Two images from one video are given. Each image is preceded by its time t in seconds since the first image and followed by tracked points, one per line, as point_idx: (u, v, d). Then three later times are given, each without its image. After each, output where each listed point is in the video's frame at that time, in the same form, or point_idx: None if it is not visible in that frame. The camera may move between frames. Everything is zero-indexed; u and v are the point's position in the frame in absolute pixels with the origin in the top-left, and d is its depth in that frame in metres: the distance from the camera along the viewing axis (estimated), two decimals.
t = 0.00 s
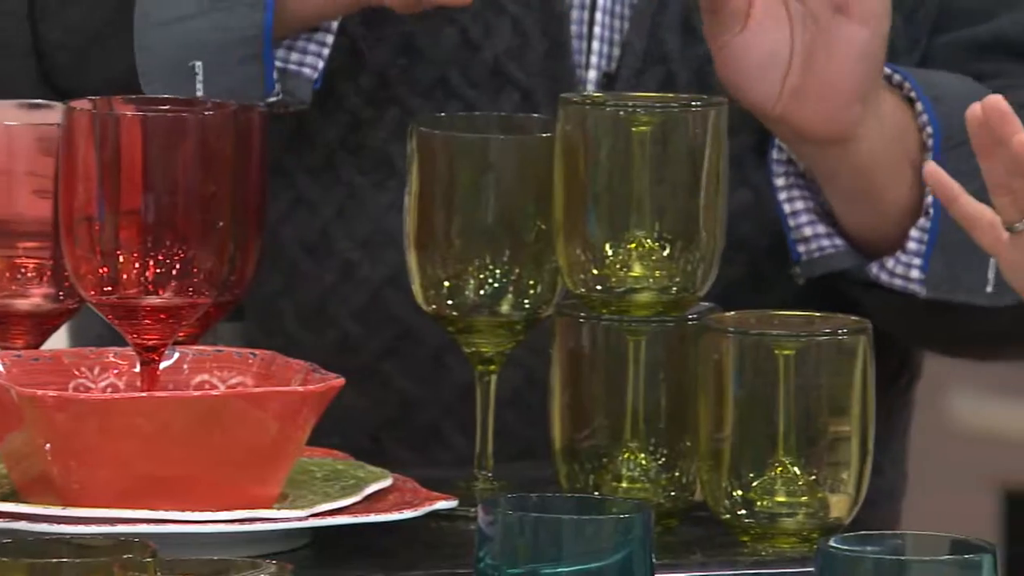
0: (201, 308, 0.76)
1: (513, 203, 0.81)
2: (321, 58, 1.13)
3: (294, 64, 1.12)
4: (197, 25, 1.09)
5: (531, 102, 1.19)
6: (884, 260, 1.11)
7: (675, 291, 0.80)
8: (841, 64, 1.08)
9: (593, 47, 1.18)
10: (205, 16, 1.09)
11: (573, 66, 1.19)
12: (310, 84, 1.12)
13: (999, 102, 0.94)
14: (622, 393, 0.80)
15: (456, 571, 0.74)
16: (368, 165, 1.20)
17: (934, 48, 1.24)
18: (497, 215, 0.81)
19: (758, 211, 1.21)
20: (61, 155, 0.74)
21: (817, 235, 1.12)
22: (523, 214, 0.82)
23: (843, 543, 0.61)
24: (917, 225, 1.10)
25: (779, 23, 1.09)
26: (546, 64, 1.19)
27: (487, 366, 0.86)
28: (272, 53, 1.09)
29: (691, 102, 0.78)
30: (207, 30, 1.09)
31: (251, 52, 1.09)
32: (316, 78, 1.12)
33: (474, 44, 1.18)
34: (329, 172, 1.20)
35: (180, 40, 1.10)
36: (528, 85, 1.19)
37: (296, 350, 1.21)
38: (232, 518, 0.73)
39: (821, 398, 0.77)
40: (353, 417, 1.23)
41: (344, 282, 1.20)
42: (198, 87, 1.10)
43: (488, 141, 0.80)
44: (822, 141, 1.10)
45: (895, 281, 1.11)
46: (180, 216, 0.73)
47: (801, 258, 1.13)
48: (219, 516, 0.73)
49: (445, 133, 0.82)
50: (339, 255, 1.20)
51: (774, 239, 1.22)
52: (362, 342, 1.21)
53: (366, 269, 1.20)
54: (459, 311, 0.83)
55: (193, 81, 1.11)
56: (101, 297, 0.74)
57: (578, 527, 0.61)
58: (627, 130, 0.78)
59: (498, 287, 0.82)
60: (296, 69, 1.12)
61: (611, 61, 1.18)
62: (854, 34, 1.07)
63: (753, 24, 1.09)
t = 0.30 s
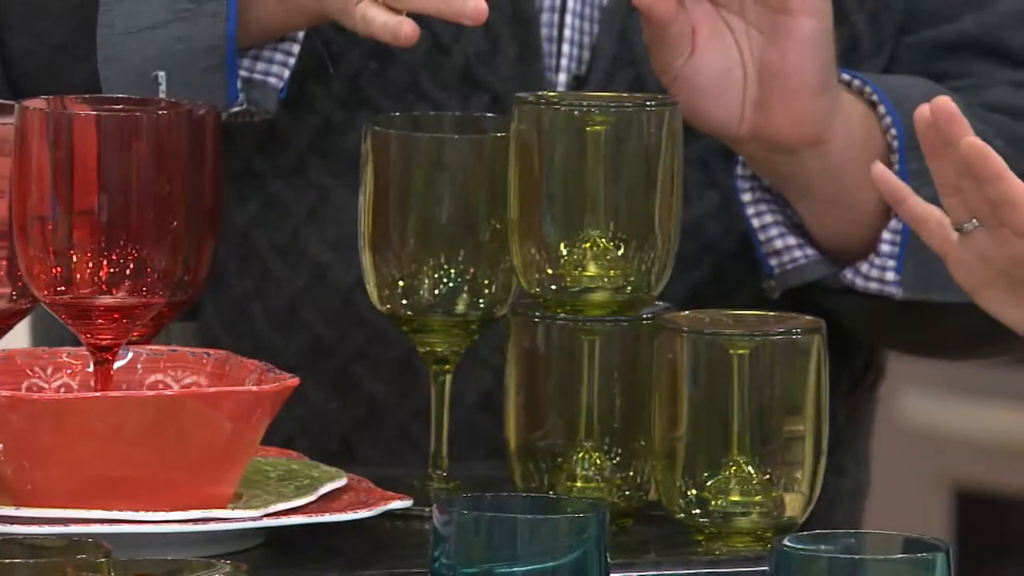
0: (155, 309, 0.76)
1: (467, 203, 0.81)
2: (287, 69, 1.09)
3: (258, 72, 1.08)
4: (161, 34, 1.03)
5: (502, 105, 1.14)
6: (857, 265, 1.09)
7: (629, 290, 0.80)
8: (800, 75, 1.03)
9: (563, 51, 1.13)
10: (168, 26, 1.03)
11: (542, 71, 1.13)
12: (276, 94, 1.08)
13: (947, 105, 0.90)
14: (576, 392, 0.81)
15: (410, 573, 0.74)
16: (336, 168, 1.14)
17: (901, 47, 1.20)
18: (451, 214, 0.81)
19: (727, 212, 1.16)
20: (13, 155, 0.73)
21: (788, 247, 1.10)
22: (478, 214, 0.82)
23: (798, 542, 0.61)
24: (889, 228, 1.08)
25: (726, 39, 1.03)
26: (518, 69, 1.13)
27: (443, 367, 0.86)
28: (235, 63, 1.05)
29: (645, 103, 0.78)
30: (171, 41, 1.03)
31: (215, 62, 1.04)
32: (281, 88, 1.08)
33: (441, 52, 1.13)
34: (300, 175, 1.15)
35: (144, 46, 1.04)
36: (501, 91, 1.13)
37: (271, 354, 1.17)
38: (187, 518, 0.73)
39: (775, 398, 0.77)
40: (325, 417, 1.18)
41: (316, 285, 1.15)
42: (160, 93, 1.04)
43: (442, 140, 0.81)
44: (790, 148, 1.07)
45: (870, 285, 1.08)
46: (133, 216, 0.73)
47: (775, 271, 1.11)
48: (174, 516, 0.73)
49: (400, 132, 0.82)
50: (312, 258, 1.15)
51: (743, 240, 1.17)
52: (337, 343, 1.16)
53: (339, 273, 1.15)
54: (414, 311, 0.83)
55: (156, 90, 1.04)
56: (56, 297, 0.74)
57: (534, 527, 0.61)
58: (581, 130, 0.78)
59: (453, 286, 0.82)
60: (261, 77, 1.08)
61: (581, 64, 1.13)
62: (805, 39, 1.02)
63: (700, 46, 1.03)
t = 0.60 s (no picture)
0: (126, 308, 0.75)
1: (439, 203, 0.81)
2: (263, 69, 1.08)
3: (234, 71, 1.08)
4: (136, 32, 1.03)
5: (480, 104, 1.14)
6: (839, 266, 1.09)
7: (601, 290, 0.80)
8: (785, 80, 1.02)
9: (542, 52, 1.12)
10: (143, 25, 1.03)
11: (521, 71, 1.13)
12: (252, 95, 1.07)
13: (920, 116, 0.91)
14: (547, 391, 0.81)
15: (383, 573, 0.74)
16: (313, 168, 1.14)
17: (879, 49, 1.20)
18: (422, 214, 0.81)
19: (705, 213, 1.16)
20: None
21: (769, 247, 1.09)
22: (450, 213, 0.82)
23: (770, 542, 0.61)
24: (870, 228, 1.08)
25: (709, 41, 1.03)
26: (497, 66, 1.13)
27: (415, 367, 0.86)
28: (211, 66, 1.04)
29: (617, 103, 0.79)
30: (146, 40, 1.03)
31: (191, 61, 1.03)
32: (258, 88, 1.08)
33: (420, 51, 1.13)
34: (277, 175, 1.14)
35: (117, 45, 1.04)
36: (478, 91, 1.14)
37: (249, 356, 1.16)
38: (159, 518, 0.73)
39: (747, 398, 0.77)
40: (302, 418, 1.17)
41: (295, 285, 1.15)
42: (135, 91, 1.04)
43: (414, 139, 0.81)
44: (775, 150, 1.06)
45: (851, 287, 1.08)
46: (104, 215, 0.72)
47: (755, 271, 1.09)
48: (145, 516, 0.73)
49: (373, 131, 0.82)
50: (289, 259, 1.15)
51: (720, 240, 1.17)
52: (315, 344, 1.16)
53: (318, 273, 1.15)
54: (386, 310, 0.83)
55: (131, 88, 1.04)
56: (26, 297, 0.73)
57: (506, 526, 0.61)
58: (554, 130, 0.78)
59: (425, 286, 0.83)
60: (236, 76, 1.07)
61: (559, 66, 1.13)
62: (790, 42, 1.01)
63: (683, 45, 1.02)
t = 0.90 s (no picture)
0: (102, 308, 0.75)
1: (414, 203, 0.81)
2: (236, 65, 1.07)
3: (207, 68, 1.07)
4: (110, 25, 1.03)
5: (457, 104, 1.14)
6: (812, 262, 1.08)
7: (577, 290, 0.81)
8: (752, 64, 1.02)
9: (518, 52, 1.12)
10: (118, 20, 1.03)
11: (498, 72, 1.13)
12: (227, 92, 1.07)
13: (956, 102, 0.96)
14: (524, 391, 0.81)
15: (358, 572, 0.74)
16: (290, 167, 1.14)
17: (856, 49, 1.20)
18: (398, 214, 0.81)
19: (683, 212, 1.16)
20: None
21: (743, 243, 1.09)
22: (426, 212, 0.82)
23: (746, 541, 0.61)
24: (843, 225, 1.07)
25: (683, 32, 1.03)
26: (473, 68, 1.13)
27: (391, 366, 0.86)
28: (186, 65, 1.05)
29: (594, 102, 0.79)
30: (121, 33, 1.03)
31: (165, 56, 1.04)
32: (232, 85, 1.07)
33: (396, 51, 1.13)
34: (254, 174, 1.14)
35: (91, 37, 1.04)
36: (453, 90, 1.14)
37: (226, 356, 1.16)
38: (135, 518, 0.73)
39: (721, 398, 0.77)
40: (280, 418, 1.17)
41: (270, 284, 1.15)
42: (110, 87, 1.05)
43: (390, 139, 0.81)
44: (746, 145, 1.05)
45: (825, 284, 1.07)
46: (79, 214, 0.72)
47: (729, 267, 1.09)
48: (121, 516, 0.73)
49: (349, 130, 0.82)
50: (265, 259, 1.15)
51: (698, 239, 1.17)
52: (292, 344, 1.16)
53: (294, 273, 1.15)
54: (362, 310, 0.83)
55: (105, 82, 1.05)
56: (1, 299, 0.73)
57: (482, 526, 0.61)
58: (530, 130, 0.78)
59: (401, 286, 0.83)
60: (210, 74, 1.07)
61: (536, 65, 1.13)
62: (769, 40, 1.01)
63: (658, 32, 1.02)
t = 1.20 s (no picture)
0: (75, 307, 0.75)
1: (388, 202, 0.81)
2: (200, 41, 1.06)
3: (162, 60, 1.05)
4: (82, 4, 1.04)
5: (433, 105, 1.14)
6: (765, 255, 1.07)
7: (551, 290, 0.81)
8: (698, 72, 1.02)
9: (494, 53, 1.13)
10: None
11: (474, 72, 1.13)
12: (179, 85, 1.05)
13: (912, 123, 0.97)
14: (498, 391, 0.81)
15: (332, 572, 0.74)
16: (265, 167, 1.14)
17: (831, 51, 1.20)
18: (371, 214, 0.81)
19: (658, 213, 1.16)
20: None
21: (701, 230, 1.08)
22: (399, 212, 0.82)
23: (721, 541, 0.61)
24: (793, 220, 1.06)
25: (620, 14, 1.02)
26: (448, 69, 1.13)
27: (365, 366, 0.86)
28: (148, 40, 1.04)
29: (568, 102, 0.79)
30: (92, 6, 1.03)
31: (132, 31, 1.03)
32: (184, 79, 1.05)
33: (372, 51, 1.13)
34: (229, 174, 1.14)
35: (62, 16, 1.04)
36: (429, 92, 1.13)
37: (199, 356, 1.16)
38: (109, 518, 0.73)
39: (696, 398, 0.77)
40: (255, 421, 1.17)
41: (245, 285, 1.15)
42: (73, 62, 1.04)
43: (364, 139, 0.80)
44: (688, 134, 1.05)
45: (776, 277, 1.07)
46: (52, 215, 0.72)
47: (686, 253, 1.08)
48: (95, 516, 0.73)
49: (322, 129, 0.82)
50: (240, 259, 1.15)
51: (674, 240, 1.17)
52: (267, 345, 1.16)
53: (269, 273, 1.14)
54: (336, 310, 0.83)
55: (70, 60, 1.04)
56: None
57: (456, 527, 0.61)
58: (503, 130, 0.78)
59: (375, 286, 0.82)
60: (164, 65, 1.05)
61: (512, 66, 1.13)
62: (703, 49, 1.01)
63: None
